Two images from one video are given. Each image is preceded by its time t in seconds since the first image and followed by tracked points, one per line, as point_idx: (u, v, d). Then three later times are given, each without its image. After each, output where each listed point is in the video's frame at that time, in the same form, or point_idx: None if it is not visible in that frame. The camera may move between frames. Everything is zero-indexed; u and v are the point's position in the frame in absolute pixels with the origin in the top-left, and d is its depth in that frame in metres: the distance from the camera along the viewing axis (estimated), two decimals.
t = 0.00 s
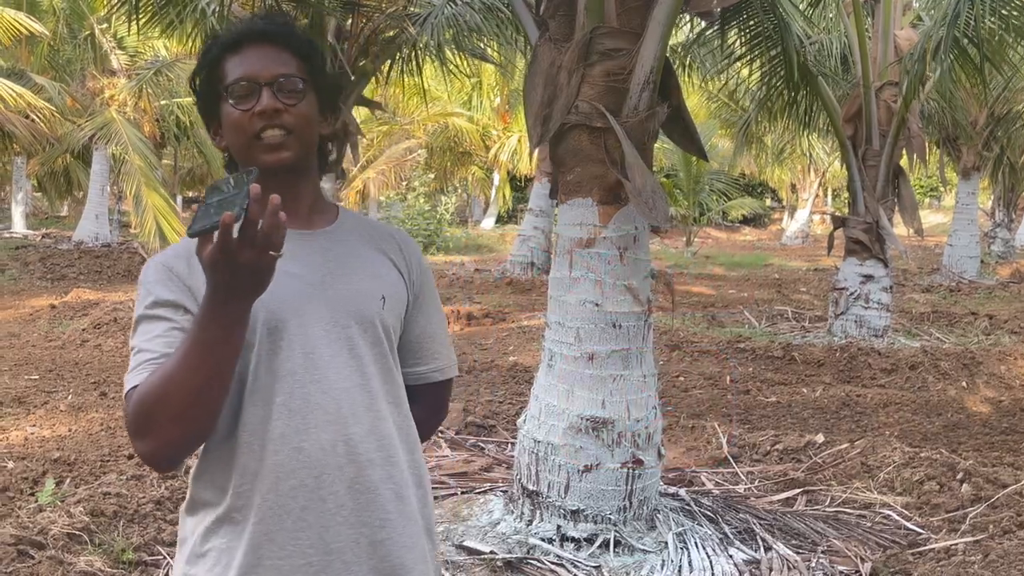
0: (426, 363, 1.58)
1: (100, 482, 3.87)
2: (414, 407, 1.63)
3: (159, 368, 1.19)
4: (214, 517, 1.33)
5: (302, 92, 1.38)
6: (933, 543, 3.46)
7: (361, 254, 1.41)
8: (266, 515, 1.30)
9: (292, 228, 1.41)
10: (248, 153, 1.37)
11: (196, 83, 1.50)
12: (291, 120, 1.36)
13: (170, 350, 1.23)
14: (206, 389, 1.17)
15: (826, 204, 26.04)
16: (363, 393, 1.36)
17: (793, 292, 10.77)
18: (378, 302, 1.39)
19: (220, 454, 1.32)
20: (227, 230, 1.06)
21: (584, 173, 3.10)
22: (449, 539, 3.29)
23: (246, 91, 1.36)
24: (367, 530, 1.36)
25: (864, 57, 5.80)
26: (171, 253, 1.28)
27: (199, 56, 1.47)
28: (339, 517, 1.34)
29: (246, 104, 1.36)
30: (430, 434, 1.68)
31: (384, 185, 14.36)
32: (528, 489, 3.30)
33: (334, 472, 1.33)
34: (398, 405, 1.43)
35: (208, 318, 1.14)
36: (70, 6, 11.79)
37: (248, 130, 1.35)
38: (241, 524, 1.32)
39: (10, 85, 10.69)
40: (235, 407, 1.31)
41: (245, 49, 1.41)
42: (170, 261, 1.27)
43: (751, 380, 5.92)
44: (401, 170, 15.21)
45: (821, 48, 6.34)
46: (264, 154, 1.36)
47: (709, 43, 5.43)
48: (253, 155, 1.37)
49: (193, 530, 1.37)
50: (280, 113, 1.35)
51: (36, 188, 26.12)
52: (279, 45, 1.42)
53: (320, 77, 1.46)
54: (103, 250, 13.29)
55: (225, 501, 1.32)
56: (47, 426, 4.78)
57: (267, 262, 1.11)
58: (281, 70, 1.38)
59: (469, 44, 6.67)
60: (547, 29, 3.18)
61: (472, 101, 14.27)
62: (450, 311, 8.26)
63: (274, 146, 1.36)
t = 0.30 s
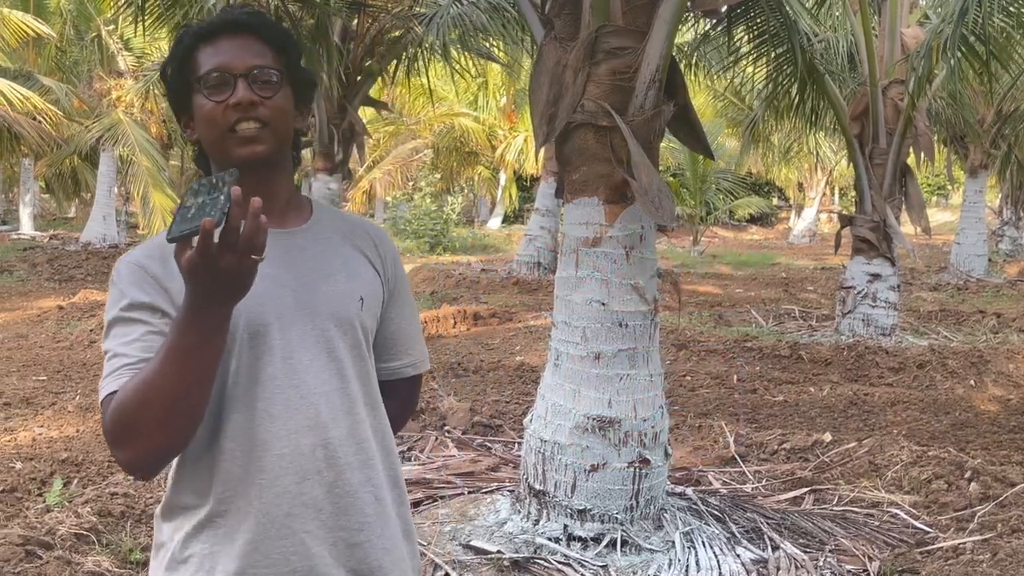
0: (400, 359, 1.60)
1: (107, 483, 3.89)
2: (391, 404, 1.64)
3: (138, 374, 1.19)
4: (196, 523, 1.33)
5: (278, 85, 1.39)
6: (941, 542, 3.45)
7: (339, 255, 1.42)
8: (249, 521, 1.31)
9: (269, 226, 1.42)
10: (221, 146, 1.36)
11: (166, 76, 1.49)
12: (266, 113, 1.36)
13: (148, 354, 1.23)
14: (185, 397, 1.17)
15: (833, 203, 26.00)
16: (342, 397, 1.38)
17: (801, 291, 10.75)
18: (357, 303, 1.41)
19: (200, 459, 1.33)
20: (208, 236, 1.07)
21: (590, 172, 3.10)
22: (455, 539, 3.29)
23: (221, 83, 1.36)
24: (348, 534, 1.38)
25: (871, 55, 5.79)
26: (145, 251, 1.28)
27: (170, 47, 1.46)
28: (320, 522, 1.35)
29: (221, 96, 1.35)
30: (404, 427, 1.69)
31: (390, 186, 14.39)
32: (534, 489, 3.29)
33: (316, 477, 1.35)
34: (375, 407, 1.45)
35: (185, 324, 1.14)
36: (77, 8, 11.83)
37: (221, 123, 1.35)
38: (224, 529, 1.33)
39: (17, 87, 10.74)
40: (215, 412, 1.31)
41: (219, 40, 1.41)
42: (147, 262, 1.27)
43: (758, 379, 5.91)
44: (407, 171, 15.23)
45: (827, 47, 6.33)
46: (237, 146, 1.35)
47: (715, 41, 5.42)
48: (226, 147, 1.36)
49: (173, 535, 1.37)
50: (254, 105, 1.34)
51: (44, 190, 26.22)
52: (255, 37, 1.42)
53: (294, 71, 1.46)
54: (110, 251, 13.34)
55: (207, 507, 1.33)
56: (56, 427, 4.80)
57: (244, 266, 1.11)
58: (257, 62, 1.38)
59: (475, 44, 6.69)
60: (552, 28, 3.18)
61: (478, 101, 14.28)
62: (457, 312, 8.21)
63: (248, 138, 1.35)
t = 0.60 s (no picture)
0: (368, 351, 1.64)
1: (113, 484, 3.90)
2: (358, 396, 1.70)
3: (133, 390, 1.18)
4: (187, 533, 1.34)
5: (266, 89, 1.39)
6: (948, 542, 3.44)
7: (322, 259, 1.44)
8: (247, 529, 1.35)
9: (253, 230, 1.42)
10: (209, 148, 1.35)
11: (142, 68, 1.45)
12: (255, 116, 1.35)
13: (139, 367, 1.22)
14: (185, 413, 1.17)
15: (838, 202, 25.95)
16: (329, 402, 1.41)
17: (806, 291, 10.73)
18: (340, 306, 1.44)
19: (191, 471, 1.33)
20: (213, 247, 1.06)
21: (595, 172, 3.09)
22: (461, 540, 3.29)
23: (211, 84, 1.35)
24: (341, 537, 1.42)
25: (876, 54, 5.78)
26: (126, 258, 1.26)
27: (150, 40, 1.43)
28: (316, 528, 1.39)
29: (211, 98, 1.34)
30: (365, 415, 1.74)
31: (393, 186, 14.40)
32: (540, 490, 3.29)
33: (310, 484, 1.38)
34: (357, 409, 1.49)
35: (184, 339, 1.14)
36: (82, 10, 11.85)
37: (210, 124, 1.34)
38: (218, 538, 1.35)
39: (21, 89, 10.77)
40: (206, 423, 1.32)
41: (208, 39, 1.40)
42: (128, 269, 1.25)
43: (764, 379, 5.90)
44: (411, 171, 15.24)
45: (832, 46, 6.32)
46: (226, 149, 1.34)
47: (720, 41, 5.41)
48: (213, 149, 1.35)
49: (160, 544, 1.37)
50: (244, 108, 1.34)
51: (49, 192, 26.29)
52: (244, 39, 1.42)
53: (277, 71, 1.46)
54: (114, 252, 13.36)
55: (199, 517, 1.34)
56: (62, 428, 4.81)
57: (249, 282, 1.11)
58: (248, 64, 1.38)
59: (480, 44, 6.69)
60: (556, 28, 3.17)
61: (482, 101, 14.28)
62: (462, 312, 8.24)
63: (237, 142, 1.35)
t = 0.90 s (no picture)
0: (355, 351, 1.64)
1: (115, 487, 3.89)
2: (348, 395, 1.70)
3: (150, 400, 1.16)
4: (186, 537, 1.33)
5: (270, 97, 1.39)
6: (950, 544, 3.44)
7: (320, 264, 1.45)
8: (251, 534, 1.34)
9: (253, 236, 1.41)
10: (214, 157, 1.34)
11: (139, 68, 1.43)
12: (260, 127, 1.36)
13: (149, 378, 1.20)
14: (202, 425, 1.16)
15: (839, 204, 25.97)
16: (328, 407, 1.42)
17: (807, 293, 10.73)
18: (336, 312, 1.45)
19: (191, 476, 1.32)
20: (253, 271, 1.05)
21: (596, 175, 3.10)
22: (463, 543, 3.29)
23: (216, 92, 1.34)
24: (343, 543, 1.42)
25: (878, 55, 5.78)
26: (126, 267, 1.25)
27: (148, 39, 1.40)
28: (319, 534, 1.39)
29: (216, 106, 1.34)
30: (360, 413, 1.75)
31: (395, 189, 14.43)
32: (542, 493, 3.28)
33: (312, 489, 1.38)
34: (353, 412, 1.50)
35: (206, 354, 1.13)
36: (84, 12, 11.88)
37: (215, 132, 1.33)
38: (218, 543, 1.34)
39: (23, 92, 10.79)
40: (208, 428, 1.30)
41: (210, 44, 1.38)
42: (131, 279, 1.24)
43: (766, 381, 5.90)
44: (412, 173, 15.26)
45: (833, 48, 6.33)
46: (230, 159, 1.34)
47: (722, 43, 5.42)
48: (217, 158, 1.34)
49: (156, 550, 1.36)
50: (249, 119, 1.33)
51: (50, 195, 26.32)
52: (245, 43, 1.41)
53: (276, 76, 1.46)
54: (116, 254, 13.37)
55: (200, 522, 1.33)
56: (64, 431, 4.81)
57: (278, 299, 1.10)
58: (251, 71, 1.37)
59: (481, 46, 6.71)
60: (558, 31, 3.17)
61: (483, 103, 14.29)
62: (464, 314, 8.24)
63: (242, 152, 1.35)
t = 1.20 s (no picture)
0: (369, 359, 1.65)
1: (111, 492, 3.89)
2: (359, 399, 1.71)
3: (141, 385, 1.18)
4: (195, 533, 1.34)
5: (299, 118, 1.41)
6: (946, 549, 3.44)
7: (327, 264, 1.45)
8: (257, 530, 1.34)
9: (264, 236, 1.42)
10: (240, 172, 1.37)
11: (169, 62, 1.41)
12: (287, 147, 1.38)
13: (147, 367, 1.21)
14: (192, 408, 1.17)
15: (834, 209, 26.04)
16: (334, 405, 1.41)
17: (803, 298, 10.75)
18: (345, 312, 1.45)
19: (197, 472, 1.33)
20: (231, 238, 1.05)
21: (593, 179, 3.10)
22: (460, 547, 3.28)
23: (250, 109, 1.36)
24: (352, 541, 1.40)
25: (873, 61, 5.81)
26: (132, 262, 1.25)
27: (185, 39, 1.39)
28: (327, 530, 1.38)
29: (249, 122, 1.36)
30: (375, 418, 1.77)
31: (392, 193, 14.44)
32: (539, 497, 3.28)
33: (318, 486, 1.37)
34: (362, 413, 1.49)
35: (193, 335, 1.14)
36: (81, 16, 11.88)
37: (245, 148, 1.36)
38: (225, 540, 1.34)
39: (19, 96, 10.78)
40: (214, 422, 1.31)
41: (246, 58, 1.38)
42: (136, 271, 1.24)
43: (762, 386, 5.90)
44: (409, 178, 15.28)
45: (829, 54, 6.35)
46: (256, 176, 1.37)
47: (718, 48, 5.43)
48: (243, 173, 1.37)
49: (168, 547, 1.37)
50: (278, 139, 1.36)
51: (46, 199, 26.30)
52: (280, 60, 1.41)
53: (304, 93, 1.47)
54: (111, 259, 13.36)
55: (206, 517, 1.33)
56: (59, 435, 4.80)
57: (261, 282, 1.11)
58: (285, 92, 1.39)
59: (478, 50, 6.73)
60: (555, 35, 3.17)
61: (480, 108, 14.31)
62: (460, 318, 8.25)
63: (267, 170, 1.37)
